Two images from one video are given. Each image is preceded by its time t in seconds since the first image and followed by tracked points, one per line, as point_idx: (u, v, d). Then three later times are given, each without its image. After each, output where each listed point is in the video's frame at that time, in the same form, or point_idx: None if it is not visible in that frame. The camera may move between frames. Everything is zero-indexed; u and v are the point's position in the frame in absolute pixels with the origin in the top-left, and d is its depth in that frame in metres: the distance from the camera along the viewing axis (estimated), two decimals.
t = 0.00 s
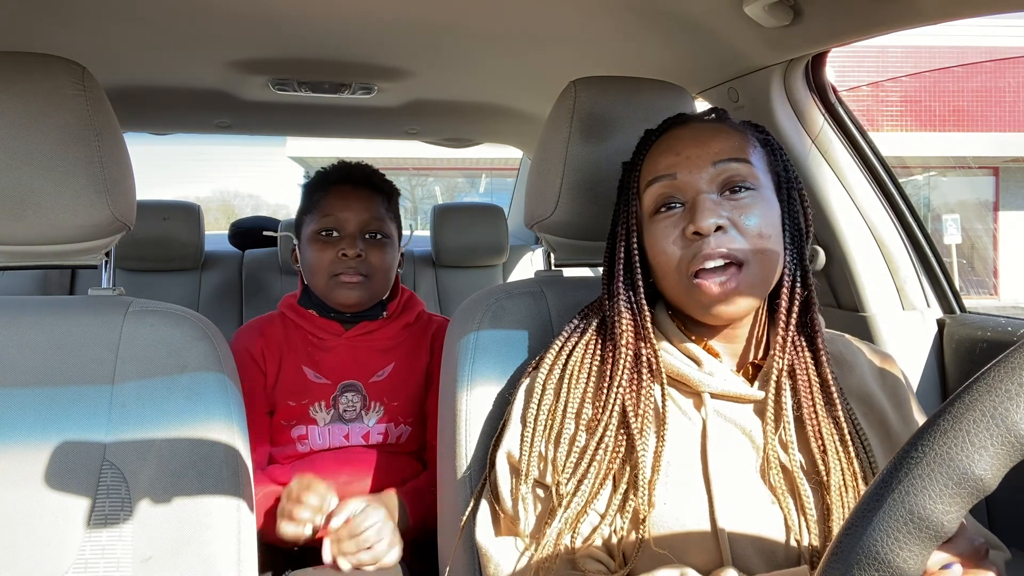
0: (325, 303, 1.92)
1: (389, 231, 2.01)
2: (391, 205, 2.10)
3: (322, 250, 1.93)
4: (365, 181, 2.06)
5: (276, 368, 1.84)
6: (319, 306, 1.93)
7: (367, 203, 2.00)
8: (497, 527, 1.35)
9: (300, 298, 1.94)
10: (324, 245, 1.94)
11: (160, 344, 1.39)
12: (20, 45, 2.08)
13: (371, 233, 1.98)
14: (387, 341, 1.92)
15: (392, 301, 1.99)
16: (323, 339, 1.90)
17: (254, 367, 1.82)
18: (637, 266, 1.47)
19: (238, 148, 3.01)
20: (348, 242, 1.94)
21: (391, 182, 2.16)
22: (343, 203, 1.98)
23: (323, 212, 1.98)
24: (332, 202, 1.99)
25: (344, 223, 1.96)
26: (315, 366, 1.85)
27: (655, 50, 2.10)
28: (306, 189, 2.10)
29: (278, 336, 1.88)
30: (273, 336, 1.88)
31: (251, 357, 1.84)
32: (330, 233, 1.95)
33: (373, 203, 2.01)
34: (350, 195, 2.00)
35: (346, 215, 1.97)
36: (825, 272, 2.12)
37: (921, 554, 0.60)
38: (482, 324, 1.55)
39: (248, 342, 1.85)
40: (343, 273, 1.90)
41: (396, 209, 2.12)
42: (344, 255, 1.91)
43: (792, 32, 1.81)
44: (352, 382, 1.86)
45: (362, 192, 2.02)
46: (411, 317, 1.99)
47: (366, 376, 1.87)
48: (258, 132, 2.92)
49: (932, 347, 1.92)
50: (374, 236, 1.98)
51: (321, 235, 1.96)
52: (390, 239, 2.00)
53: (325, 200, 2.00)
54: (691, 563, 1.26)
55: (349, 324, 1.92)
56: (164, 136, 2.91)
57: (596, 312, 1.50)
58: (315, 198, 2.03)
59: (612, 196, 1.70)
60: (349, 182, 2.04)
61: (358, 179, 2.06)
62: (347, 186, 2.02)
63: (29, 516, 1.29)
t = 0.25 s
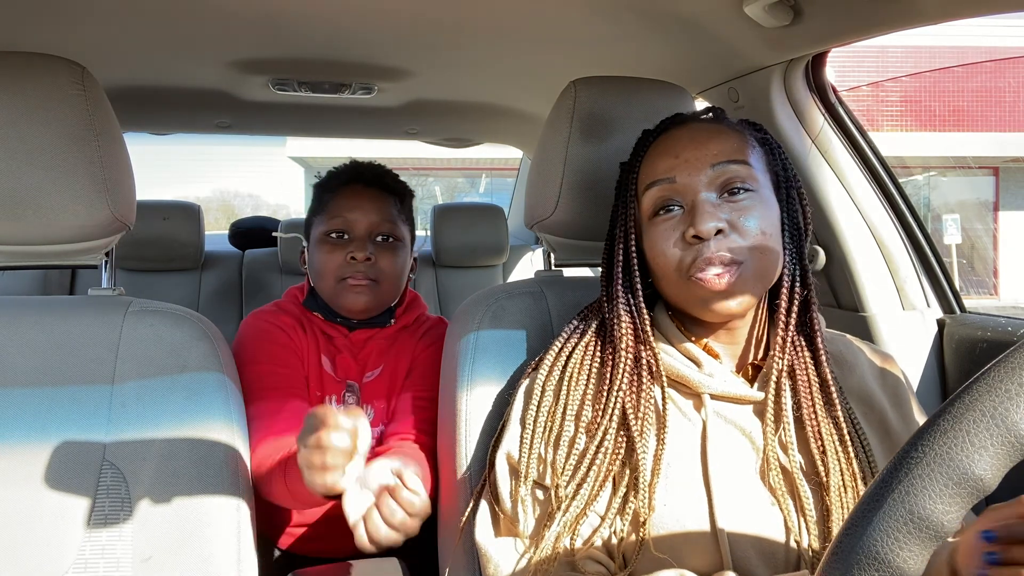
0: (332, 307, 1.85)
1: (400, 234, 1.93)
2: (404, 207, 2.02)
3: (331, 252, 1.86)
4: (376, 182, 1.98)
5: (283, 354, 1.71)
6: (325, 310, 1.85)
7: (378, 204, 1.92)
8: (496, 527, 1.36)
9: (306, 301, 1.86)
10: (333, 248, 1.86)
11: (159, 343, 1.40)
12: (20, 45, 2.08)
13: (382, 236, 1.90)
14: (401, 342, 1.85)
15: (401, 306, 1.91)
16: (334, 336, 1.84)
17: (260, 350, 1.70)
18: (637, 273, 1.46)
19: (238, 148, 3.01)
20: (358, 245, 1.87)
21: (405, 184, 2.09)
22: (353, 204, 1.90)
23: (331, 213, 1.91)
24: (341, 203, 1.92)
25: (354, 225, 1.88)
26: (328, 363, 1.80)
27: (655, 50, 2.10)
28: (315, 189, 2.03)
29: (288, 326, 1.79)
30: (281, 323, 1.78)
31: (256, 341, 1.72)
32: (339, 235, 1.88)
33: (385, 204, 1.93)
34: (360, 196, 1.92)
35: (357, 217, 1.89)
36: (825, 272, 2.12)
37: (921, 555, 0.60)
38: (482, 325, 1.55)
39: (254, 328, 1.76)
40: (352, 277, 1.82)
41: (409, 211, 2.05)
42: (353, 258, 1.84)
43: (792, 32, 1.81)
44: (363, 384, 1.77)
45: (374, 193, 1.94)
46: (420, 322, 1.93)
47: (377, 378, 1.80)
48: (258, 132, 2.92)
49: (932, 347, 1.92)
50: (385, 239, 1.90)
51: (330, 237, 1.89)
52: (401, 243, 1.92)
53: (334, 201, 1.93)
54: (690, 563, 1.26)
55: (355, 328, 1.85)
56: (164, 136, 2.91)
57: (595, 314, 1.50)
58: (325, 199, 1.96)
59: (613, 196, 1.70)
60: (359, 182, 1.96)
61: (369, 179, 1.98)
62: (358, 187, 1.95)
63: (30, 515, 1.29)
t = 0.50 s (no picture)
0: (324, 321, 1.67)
1: (406, 249, 1.76)
2: (413, 216, 1.84)
3: (329, 261, 1.67)
4: (388, 189, 1.80)
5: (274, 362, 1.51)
6: (317, 319, 1.66)
7: (386, 214, 1.74)
8: (499, 527, 1.36)
9: (299, 305, 1.67)
10: (331, 257, 1.68)
11: (157, 343, 1.40)
12: (20, 45, 2.08)
13: (386, 250, 1.72)
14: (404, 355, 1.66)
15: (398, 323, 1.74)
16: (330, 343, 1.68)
17: (245, 356, 1.50)
18: (643, 272, 1.47)
19: (238, 148, 3.00)
20: (360, 258, 1.69)
21: (417, 192, 1.91)
22: (359, 211, 1.72)
23: (335, 218, 1.72)
24: (346, 209, 1.74)
25: (357, 234, 1.70)
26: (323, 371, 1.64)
27: (656, 50, 2.10)
28: (319, 188, 1.85)
29: (279, 325, 1.59)
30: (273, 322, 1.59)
31: (241, 343, 1.52)
32: (340, 243, 1.70)
33: (394, 215, 1.75)
34: (368, 204, 1.74)
35: (361, 225, 1.71)
36: (826, 272, 2.12)
37: (921, 554, 0.60)
38: (484, 323, 1.55)
39: (239, 327, 1.55)
40: (348, 292, 1.64)
41: (419, 222, 1.88)
42: (353, 271, 1.66)
43: (792, 32, 1.80)
44: (363, 402, 1.59)
45: (384, 200, 1.76)
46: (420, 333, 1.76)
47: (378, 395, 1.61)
48: (258, 132, 2.92)
49: (931, 346, 1.92)
50: (390, 253, 1.73)
51: (330, 245, 1.70)
52: (407, 258, 1.75)
53: (339, 205, 1.75)
54: (693, 564, 1.26)
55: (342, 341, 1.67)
56: (164, 136, 2.91)
57: (599, 313, 1.50)
58: (328, 201, 1.77)
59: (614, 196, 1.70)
60: (369, 188, 1.78)
61: (379, 184, 1.79)
62: (367, 192, 1.77)
63: (29, 516, 1.28)
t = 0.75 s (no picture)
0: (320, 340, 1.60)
1: (407, 267, 1.68)
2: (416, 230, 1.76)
3: (325, 280, 1.59)
4: (390, 202, 1.72)
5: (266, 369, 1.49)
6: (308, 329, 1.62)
7: (388, 230, 1.66)
8: (501, 525, 1.35)
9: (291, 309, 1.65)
10: (328, 276, 1.60)
11: (155, 343, 1.40)
12: (19, 46, 2.08)
13: (386, 268, 1.64)
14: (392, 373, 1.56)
15: (393, 339, 1.67)
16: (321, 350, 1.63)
17: (243, 355, 1.50)
18: (649, 270, 1.46)
19: (238, 148, 3.00)
20: (359, 277, 1.61)
21: (421, 203, 1.82)
22: (358, 228, 1.64)
23: (334, 234, 1.64)
24: (346, 224, 1.65)
25: (356, 252, 1.62)
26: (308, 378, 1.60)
27: (656, 49, 2.10)
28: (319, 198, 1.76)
29: (274, 324, 1.58)
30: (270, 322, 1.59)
31: (240, 343, 1.53)
32: (338, 261, 1.62)
33: (396, 232, 1.67)
34: (369, 219, 1.66)
35: (360, 243, 1.63)
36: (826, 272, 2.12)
37: (921, 555, 0.60)
38: (486, 323, 1.55)
39: (239, 324, 1.56)
40: (345, 313, 1.57)
41: (422, 236, 1.80)
42: (351, 293, 1.58)
43: (792, 32, 1.80)
44: (349, 410, 1.53)
45: (385, 216, 1.68)
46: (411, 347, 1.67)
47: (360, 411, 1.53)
48: (258, 132, 2.92)
49: (932, 346, 1.92)
50: (391, 271, 1.66)
51: (327, 262, 1.62)
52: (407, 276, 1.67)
53: (338, 219, 1.67)
54: (696, 565, 1.25)
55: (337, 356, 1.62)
56: (164, 136, 2.91)
57: (604, 312, 1.51)
58: (328, 214, 1.69)
59: (614, 196, 1.70)
60: (370, 202, 1.69)
61: (380, 199, 1.71)
62: (367, 207, 1.68)
63: (29, 516, 1.28)
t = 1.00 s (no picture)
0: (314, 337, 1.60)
1: (399, 262, 1.67)
2: (410, 225, 1.76)
3: (316, 277, 1.59)
4: (382, 198, 1.71)
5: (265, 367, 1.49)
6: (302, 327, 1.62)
7: (378, 225, 1.66)
8: (501, 526, 1.35)
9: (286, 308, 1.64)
10: (320, 272, 1.60)
11: (154, 344, 1.40)
12: (20, 46, 2.08)
13: (378, 263, 1.64)
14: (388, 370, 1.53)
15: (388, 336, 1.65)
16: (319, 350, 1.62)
17: (243, 353, 1.50)
18: (648, 272, 1.46)
19: (238, 148, 3.00)
20: (350, 272, 1.61)
21: (416, 198, 1.82)
22: (349, 223, 1.64)
23: (324, 230, 1.64)
24: (337, 220, 1.65)
25: (346, 248, 1.62)
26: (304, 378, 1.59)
27: (656, 49, 2.10)
28: (312, 196, 1.76)
29: (270, 322, 1.59)
30: (270, 321, 1.59)
31: (240, 341, 1.53)
32: (329, 257, 1.62)
33: (387, 227, 1.67)
34: (359, 215, 1.66)
35: (351, 238, 1.63)
36: (826, 272, 2.12)
37: (920, 554, 0.60)
38: (485, 324, 1.55)
39: (240, 323, 1.57)
40: (336, 309, 1.56)
41: (417, 231, 1.79)
42: (340, 288, 1.57)
43: (791, 32, 1.80)
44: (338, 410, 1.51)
45: (376, 211, 1.68)
46: (407, 345, 1.64)
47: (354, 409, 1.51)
48: (258, 132, 2.92)
49: (932, 346, 1.92)
50: (382, 266, 1.65)
51: (318, 258, 1.63)
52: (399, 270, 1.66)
53: (330, 215, 1.67)
54: (694, 564, 1.25)
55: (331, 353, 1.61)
56: (164, 137, 2.91)
57: (601, 313, 1.50)
58: (320, 211, 1.69)
59: (614, 196, 1.70)
60: (362, 197, 1.69)
61: (372, 194, 1.70)
62: (358, 202, 1.68)
63: (28, 516, 1.28)
